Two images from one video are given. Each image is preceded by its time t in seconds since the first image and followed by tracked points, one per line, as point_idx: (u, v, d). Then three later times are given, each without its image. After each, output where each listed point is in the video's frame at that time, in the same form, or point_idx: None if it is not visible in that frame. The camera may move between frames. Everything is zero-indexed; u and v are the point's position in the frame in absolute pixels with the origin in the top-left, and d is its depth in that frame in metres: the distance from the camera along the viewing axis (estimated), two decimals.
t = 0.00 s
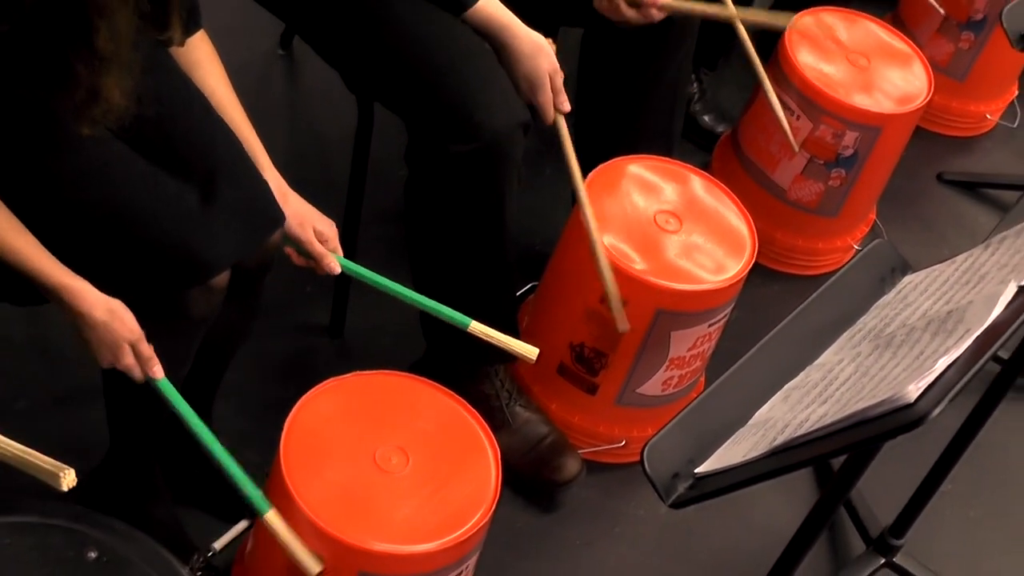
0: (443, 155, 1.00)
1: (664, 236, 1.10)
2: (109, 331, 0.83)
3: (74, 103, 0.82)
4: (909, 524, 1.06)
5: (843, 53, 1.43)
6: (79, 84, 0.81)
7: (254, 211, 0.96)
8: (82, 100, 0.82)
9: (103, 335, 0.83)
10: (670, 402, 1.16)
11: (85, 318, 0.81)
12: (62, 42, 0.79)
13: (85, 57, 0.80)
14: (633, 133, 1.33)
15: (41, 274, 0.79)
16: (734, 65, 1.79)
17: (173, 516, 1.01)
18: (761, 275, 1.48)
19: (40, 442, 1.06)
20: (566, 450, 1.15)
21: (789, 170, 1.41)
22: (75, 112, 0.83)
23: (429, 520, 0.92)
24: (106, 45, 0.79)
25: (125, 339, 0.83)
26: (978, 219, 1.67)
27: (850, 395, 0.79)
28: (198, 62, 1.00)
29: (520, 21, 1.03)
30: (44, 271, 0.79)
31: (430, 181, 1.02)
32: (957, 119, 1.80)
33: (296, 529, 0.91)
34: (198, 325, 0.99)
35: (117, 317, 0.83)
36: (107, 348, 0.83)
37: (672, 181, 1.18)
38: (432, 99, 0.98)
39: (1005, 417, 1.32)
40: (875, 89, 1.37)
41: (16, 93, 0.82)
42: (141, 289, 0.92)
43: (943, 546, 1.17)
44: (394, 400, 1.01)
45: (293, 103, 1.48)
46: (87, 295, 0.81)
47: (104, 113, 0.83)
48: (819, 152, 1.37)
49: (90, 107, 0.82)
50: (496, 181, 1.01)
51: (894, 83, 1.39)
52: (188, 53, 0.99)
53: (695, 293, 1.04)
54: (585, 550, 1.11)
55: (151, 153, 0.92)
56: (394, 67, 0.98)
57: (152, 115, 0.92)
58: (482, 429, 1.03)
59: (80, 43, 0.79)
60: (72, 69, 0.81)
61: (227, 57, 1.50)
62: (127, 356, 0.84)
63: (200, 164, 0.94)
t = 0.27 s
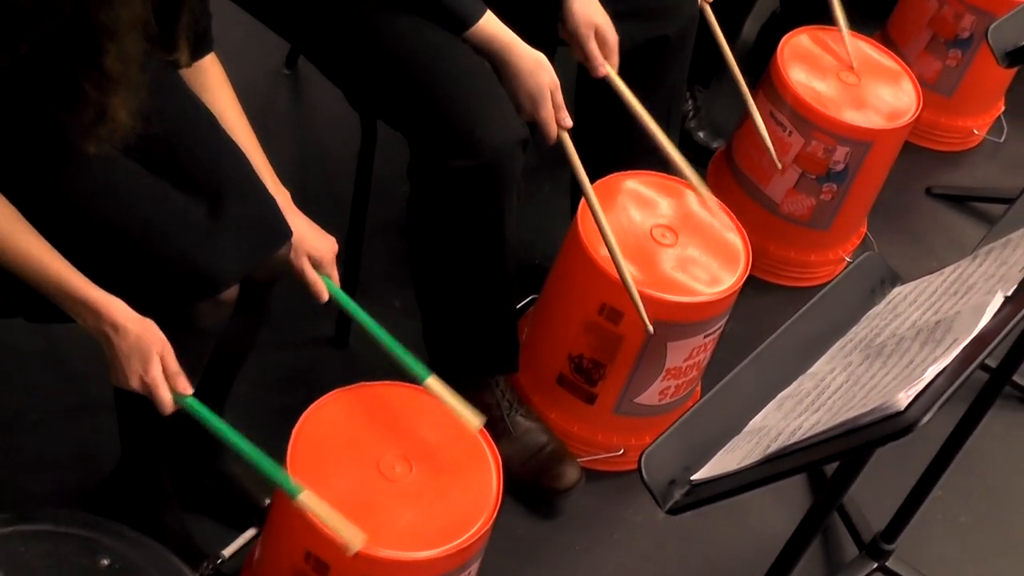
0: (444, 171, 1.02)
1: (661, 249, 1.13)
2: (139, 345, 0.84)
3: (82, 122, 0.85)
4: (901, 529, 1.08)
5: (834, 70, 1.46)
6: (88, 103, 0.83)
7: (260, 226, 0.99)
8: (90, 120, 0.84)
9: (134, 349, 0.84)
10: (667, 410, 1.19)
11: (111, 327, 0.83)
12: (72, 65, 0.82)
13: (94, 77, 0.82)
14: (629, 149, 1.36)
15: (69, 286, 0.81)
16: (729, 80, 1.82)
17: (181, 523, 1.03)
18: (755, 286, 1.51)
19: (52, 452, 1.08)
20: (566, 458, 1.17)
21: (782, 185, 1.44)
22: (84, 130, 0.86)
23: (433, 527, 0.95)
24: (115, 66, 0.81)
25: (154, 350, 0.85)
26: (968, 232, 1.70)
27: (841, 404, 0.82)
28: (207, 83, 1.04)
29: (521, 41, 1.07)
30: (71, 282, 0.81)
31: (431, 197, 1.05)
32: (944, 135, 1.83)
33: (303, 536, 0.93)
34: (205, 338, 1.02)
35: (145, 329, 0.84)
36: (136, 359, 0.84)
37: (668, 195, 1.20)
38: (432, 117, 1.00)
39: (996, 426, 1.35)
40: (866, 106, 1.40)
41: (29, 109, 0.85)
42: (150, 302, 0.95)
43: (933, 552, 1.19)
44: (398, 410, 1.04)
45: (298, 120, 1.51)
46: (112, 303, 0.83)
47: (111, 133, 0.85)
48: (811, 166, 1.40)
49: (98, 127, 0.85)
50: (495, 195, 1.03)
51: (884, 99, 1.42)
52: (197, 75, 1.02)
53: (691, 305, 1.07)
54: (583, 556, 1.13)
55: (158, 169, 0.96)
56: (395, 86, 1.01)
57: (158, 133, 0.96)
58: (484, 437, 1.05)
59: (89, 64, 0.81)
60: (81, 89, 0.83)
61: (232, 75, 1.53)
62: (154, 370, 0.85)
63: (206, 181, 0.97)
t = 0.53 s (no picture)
0: (449, 188, 1.05)
1: (661, 262, 1.15)
2: (136, 363, 0.89)
3: (105, 145, 0.87)
4: (898, 533, 1.10)
5: (829, 87, 1.49)
6: (110, 125, 0.86)
7: (271, 241, 1.02)
8: (113, 141, 0.87)
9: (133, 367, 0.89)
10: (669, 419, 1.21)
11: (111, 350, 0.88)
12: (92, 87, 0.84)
13: (116, 99, 0.85)
14: (630, 165, 1.39)
15: (71, 308, 0.85)
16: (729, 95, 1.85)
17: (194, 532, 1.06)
18: (753, 298, 1.54)
19: (69, 463, 1.11)
20: (570, 466, 1.19)
21: (779, 199, 1.47)
22: (107, 153, 0.88)
23: (440, 535, 0.97)
24: (136, 88, 0.85)
25: (152, 371, 0.90)
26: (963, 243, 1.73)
27: (837, 412, 0.84)
28: (220, 104, 1.07)
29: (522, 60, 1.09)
30: (72, 304, 0.86)
31: (437, 212, 1.08)
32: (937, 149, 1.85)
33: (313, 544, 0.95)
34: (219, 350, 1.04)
35: (143, 351, 0.90)
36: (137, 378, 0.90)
37: (669, 210, 1.23)
38: (439, 136, 1.03)
39: (990, 432, 1.37)
40: (861, 122, 1.43)
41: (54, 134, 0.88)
42: (166, 316, 0.97)
43: (929, 556, 1.21)
44: (406, 420, 1.06)
45: (306, 137, 1.54)
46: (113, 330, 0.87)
47: (133, 153, 0.89)
48: (807, 180, 1.43)
49: (121, 148, 0.88)
50: (501, 211, 1.06)
51: (878, 115, 1.45)
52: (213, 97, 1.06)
53: (691, 316, 1.09)
54: (587, 562, 1.15)
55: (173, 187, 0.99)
56: (401, 106, 1.04)
57: (175, 153, 1.00)
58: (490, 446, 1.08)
59: (110, 85, 0.84)
60: (105, 111, 0.85)
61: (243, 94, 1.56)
62: (153, 388, 0.91)
63: (219, 199, 1.00)
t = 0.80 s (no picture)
0: (449, 196, 1.08)
1: (657, 266, 1.18)
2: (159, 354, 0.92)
3: (113, 153, 0.90)
4: (887, 529, 1.13)
5: (819, 95, 1.52)
6: (119, 133, 0.89)
7: (276, 247, 1.05)
8: (122, 149, 0.90)
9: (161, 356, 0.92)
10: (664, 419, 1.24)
11: (143, 339, 0.91)
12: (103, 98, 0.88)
13: (126, 109, 0.88)
14: (626, 172, 1.42)
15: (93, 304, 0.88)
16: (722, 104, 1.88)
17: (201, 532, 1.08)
18: (747, 301, 1.57)
19: (80, 465, 1.13)
20: (568, 465, 1.22)
21: (771, 204, 1.50)
22: (116, 160, 0.91)
23: (442, 532, 1.00)
24: (145, 98, 0.88)
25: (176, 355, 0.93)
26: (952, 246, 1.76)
27: (827, 411, 0.87)
28: (226, 114, 1.10)
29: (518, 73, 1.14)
30: (94, 300, 0.88)
31: (438, 219, 1.10)
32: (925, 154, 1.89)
33: (319, 542, 0.98)
34: (226, 355, 1.07)
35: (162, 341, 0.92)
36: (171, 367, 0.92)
37: (664, 214, 1.26)
38: (438, 145, 1.06)
39: (978, 430, 1.40)
40: (849, 128, 1.46)
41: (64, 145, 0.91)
42: (173, 320, 1.00)
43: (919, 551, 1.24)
44: (407, 421, 1.09)
45: (308, 146, 1.57)
46: (138, 317, 0.90)
47: (143, 160, 0.91)
48: (798, 186, 1.46)
49: (129, 155, 0.90)
50: (498, 218, 1.09)
51: (866, 122, 1.48)
52: (218, 106, 1.09)
53: (686, 318, 1.12)
54: (585, 559, 1.18)
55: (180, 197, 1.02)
56: (400, 116, 1.07)
57: (181, 164, 1.02)
58: (490, 446, 1.10)
59: (121, 96, 0.87)
60: (113, 121, 0.89)
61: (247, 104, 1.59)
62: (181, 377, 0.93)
63: (225, 207, 1.03)
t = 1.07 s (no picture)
0: (450, 202, 1.11)
1: (651, 270, 1.21)
2: (149, 374, 0.95)
3: (121, 163, 0.93)
4: (878, 525, 1.15)
5: (809, 102, 1.55)
6: (126, 146, 0.92)
7: (281, 254, 1.07)
8: (129, 161, 0.92)
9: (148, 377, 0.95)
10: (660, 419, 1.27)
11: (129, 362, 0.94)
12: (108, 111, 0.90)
13: (132, 122, 0.90)
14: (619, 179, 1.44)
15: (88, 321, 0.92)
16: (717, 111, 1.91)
17: (209, 532, 1.10)
18: (738, 304, 1.60)
19: (91, 467, 1.16)
20: (566, 465, 1.24)
21: (763, 209, 1.53)
22: (123, 171, 0.93)
23: (444, 531, 1.02)
24: (151, 111, 0.90)
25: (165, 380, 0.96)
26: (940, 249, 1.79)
27: (818, 411, 0.90)
28: (235, 126, 1.13)
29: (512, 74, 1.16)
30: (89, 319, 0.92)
31: (440, 225, 1.13)
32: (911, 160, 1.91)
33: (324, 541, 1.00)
34: (233, 358, 1.09)
35: (157, 364, 0.95)
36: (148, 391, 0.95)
37: (658, 220, 1.29)
38: (437, 153, 1.09)
39: (968, 428, 1.43)
40: (838, 135, 1.49)
41: (69, 150, 0.94)
42: (182, 325, 1.02)
43: (909, 546, 1.27)
44: (409, 423, 1.11)
45: (309, 153, 1.59)
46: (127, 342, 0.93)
47: (149, 173, 0.94)
48: (789, 192, 1.49)
49: (136, 167, 0.93)
50: (497, 223, 1.12)
51: (855, 129, 1.51)
52: (223, 118, 1.12)
53: (680, 322, 1.15)
54: (583, 556, 1.20)
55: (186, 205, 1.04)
56: (400, 125, 1.09)
57: (189, 172, 1.05)
58: (490, 447, 1.13)
59: (126, 109, 0.89)
60: (120, 133, 0.91)
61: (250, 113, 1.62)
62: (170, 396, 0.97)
63: (231, 214, 1.05)
